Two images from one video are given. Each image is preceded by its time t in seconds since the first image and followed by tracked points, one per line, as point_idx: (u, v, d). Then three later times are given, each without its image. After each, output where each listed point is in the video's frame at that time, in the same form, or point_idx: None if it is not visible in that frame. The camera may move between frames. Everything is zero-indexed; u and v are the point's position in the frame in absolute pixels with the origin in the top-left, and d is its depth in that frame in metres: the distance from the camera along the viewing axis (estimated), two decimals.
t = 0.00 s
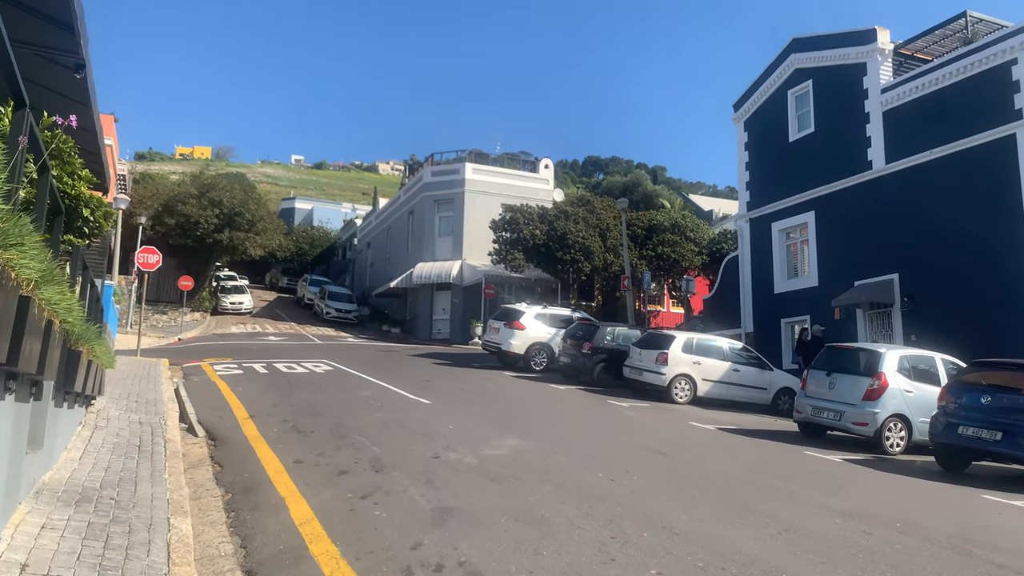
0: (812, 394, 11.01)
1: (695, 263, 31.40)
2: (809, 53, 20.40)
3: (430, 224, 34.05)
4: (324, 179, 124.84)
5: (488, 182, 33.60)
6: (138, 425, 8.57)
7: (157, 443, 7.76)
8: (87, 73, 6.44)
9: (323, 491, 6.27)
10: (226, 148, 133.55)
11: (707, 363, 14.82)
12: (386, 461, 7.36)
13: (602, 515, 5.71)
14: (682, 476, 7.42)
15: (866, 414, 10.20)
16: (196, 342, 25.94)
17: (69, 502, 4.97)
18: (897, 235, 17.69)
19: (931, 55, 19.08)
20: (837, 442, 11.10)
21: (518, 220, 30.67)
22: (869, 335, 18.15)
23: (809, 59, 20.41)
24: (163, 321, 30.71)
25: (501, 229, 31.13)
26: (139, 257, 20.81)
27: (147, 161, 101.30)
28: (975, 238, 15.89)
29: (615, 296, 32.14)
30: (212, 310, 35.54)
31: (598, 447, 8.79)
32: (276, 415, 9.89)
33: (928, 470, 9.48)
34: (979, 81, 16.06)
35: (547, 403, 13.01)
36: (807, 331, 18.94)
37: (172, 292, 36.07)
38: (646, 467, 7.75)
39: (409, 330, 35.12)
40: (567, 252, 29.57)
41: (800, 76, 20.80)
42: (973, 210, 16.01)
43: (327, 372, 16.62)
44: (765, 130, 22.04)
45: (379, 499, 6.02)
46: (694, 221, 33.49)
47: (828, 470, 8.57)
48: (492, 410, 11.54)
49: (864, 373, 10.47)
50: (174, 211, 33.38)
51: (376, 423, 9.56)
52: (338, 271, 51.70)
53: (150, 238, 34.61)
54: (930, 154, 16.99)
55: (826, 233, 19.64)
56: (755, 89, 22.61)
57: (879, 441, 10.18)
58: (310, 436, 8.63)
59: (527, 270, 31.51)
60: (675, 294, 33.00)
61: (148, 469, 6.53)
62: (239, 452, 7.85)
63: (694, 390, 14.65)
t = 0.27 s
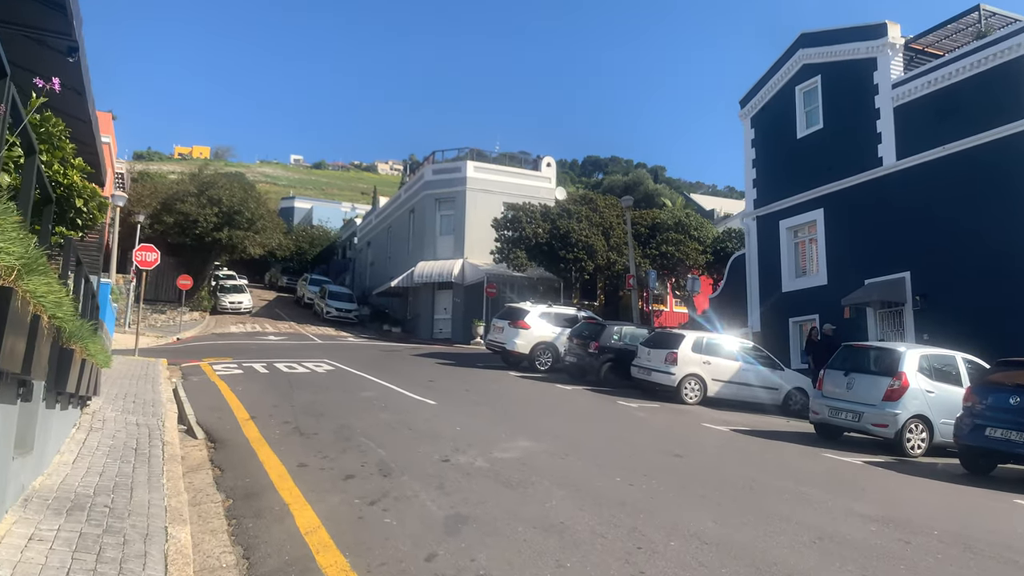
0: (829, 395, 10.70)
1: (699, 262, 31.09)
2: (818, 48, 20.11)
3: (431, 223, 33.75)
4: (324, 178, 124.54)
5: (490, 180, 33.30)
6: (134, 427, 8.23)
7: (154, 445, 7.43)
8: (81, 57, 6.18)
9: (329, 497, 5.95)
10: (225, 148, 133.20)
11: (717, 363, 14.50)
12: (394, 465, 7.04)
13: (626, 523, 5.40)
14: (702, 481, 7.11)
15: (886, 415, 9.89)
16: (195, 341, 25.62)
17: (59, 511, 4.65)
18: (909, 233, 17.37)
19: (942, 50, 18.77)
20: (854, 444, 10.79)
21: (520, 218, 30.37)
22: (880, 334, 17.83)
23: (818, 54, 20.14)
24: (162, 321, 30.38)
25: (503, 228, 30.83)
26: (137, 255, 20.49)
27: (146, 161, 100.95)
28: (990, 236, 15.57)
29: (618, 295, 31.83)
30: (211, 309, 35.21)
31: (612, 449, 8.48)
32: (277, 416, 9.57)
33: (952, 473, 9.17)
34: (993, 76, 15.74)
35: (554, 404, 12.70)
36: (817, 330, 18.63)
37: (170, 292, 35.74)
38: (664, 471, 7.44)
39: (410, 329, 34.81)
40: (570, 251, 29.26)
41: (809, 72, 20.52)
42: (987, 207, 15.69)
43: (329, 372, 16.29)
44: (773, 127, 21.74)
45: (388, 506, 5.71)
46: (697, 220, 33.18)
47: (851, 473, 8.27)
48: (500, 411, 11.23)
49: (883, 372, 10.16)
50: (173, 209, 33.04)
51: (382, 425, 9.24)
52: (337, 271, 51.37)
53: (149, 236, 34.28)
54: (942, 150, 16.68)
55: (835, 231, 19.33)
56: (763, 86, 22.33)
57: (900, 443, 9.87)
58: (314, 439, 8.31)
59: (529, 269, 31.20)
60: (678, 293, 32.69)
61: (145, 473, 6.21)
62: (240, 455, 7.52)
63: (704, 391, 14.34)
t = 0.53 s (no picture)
0: (848, 401, 10.38)
1: (704, 262, 30.77)
2: (827, 46, 19.80)
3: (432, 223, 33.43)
4: (323, 178, 124.20)
5: (492, 180, 32.99)
6: (131, 436, 7.90)
7: (152, 457, 7.09)
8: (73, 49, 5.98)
9: (337, 515, 5.63)
10: (224, 148, 132.81)
11: (728, 367, 14.18)
12: (404, 478, 6.72)
13: (653, 545, 5.08)
14: (726, 495, 6.80)
15: (908, 423, 9.56)
16: (194, 343, 25.30)
17: (48, 536, 4.33)
18: (921, 234, 17.05)
19: (954, 48, 18.46)
20: (874, 452, 10.48)
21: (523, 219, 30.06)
22: (892, 337, 17.50)
23: (827, 52, 19.79)
24: (161, 323, 30.06)
25: (506, 228, 30.48)
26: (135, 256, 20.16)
27: (145, 161, 100.58)
28: (1005, 237, 15.25)
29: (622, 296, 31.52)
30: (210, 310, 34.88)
31: (628, 460, 8.17)
32: (280, 424, 9.24)
33: (978, 483, 8.86)
34: (1008, 73, 15.43)
35: (563, 409, 12.39)
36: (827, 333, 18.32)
37: (169, 292, 35.39)
38: (685, 484, 7.12)
39: (411, 330, 34.50)
40: (574, 252, 28.93)
41: (817, 70, 20.20)
42: (1002, 208, 15.37)
43: (331, 375, 15.97)
44: (781, 126, 21.42)
45: (399, 525, 5.40)
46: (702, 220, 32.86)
47: (876, 485, 7.95)
48: (508, 418, 10.92)
49: (905, 378, 9.84)
50: (172, 209, 32.69)
51: (388, 433, 8.92)
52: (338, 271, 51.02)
53: (147, 237, 33.94)
54: (956, 150, 16.36)
55: (845, 232, 19.00)
56: (770, 84, 22.01)
57: (923, 452, 9.54)
58: (318, 449, 7.99)
59: (532, 270, 30.89)
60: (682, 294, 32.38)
61: (141, 489, 5.88)
62: (242, 467, 7.20)
63: (715, 395, 14.03)
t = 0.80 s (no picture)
0: (870, 401, 10.09)
1: (709, 261, 30.49)
2: (837, 41, 19.50)
3: (435, 222, 33.13)
4: (323, 179, 123.87)
5: (495, 178, 32.70)
6: (132, 437, 7.59)
7: (154, 459, 6.79)
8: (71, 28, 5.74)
9: (350, 521, 5.35)
10: (224, 148, 132.50)
11: (741, 366, 13.90)
12: (418, 481, 6.43)
13: (687, 554, 4.81)
14: (754, 499, 6.52)
15: (933, 423, 9.28)
16: (194, 343, 25.03)
17: (44, 546, 4.04)
18: (934, 230, 16.75)
19: (968, 42, 18.18)
20: (896, 453, 10.20)
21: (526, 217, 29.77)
22: (905, 336, 17.19)
23: (837, 47, 19.48)
24: (161, 322, 29.78)
25: (509, 227, 30.14)
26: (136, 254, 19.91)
27: (145, 161, 100.25)
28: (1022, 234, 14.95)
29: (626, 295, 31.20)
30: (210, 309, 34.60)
31: (647, 462, 7.89)
32: (286, 424, 8.96)
33: (1007, 486, 8.58)
34: None
35: (574, 409, 12.10)
36: (838, 332, 18.04)
37: (169, 292, 35.12)
38: (710, 487, 6.84)
39: (414, 330, 34.20)
40: (578, 250, 28.62)
41: (826, 65, 19.92)
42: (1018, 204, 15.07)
43: (335, 374, 15.68)
44: (790, 123, 21.11)
45: (417, 532, 5.12)
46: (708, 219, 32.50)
47: (906, 487, 7.67)
48: (519, 418, 10.64)
49: (929, 378, 9.55)
50: (172, 208, 32.39)
51: (398, 434, 8.63)
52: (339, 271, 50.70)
53: (147, 236, 33.63)
54: (970, 145, 16.06)
55: (856, 230, 18.71)
56: (778, 80, 21.73)
57: (949, 453, 9.25)
58: (327, 450, 7.72)
59: (536, 268, 30.58)
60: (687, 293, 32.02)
61: (143, 493, 5.59)
62: (248, 469, 6.90)
63: (728, 395, 13.74)
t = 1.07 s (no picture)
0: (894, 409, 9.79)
1: (715, 262, 30.17)
2: (848, 39, 19.19)
3: (437, 222, 32.81)
4: (323, 179, 123.51)
5: (498, 178, 32.39)
6: (132, 449, 7.27)
7: (155, 473, 6.46)
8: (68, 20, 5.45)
9: (365, 542, 5.03)
10: (223, 148, 132.13)
11: (755, 371, 13.60)
12: (433, 497, 6.11)
13: None
14: (786, 516, 6.20)
15: (962, 431, 8.97)
16: (195, 345, 24.72)
17: None
18: (949, 232, 16.43)
19: (982, 40, 17.87)
20: (920, 462, 9.90)
21: (530, 217, 29.46)
22: (920, 339, 16.86)
23: (848, 45, 19.16)
24: (161, 323, 29.46)
25: (513, 227, 29.90)
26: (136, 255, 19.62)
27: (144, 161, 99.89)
28: None
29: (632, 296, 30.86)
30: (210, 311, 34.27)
31: (669, 473, 7.59)
32: (292, 433, 8.64)
33: None
34: None
35: (586, 415, 11.79)
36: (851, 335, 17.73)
37: (169, 293, 34.81)
38: (738, 502, 6.53)
39: (416, 331, 33.90)
40: (583, 251, 28.30)
41: (837, 64, 19.61)
42: None
43: (339, 378, 15.36)
44: (800, 122, 20.79)
45: (437, 555, 4.80)
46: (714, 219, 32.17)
47: (939, 500, 7.37)
48: (531, 425, 10.33)
49: (956, 384, 9.24)
50: (172, 208, 32.06)
51: (408, 443, 8.31)
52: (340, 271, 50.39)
53: (147, 236, 33.30)
54: (985, 145, 15.73)
55: (868, 230, 18.40)
56: (788, 79, 21.43)
57: (977, 462, 8.94)
58: (335, 462, 7.40)
59: (540, 269, 30.26)
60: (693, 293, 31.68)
61: (145, 512, 5.27)
62: (255, 484, 6.57)
63: (741, 401, 13.44)
